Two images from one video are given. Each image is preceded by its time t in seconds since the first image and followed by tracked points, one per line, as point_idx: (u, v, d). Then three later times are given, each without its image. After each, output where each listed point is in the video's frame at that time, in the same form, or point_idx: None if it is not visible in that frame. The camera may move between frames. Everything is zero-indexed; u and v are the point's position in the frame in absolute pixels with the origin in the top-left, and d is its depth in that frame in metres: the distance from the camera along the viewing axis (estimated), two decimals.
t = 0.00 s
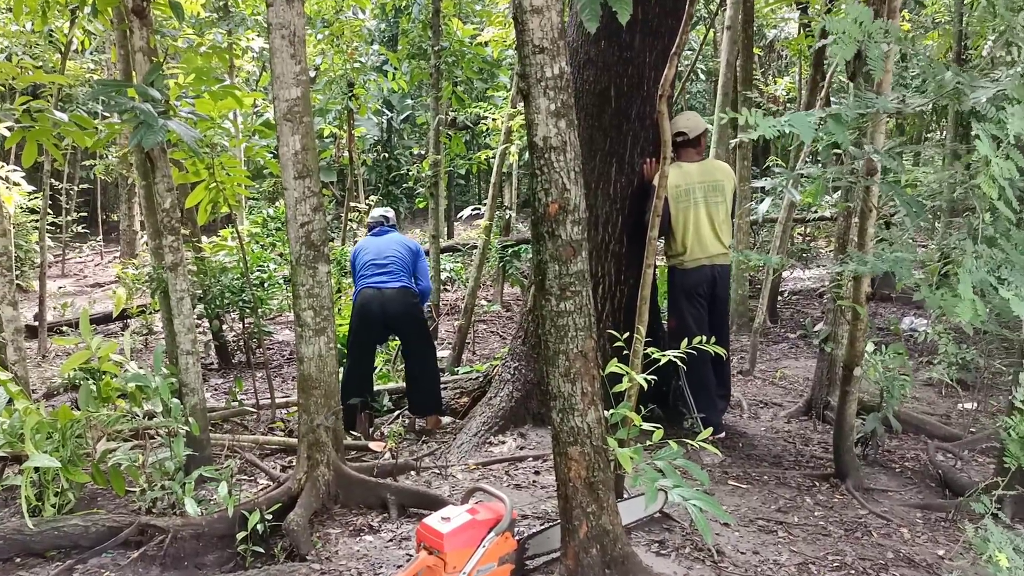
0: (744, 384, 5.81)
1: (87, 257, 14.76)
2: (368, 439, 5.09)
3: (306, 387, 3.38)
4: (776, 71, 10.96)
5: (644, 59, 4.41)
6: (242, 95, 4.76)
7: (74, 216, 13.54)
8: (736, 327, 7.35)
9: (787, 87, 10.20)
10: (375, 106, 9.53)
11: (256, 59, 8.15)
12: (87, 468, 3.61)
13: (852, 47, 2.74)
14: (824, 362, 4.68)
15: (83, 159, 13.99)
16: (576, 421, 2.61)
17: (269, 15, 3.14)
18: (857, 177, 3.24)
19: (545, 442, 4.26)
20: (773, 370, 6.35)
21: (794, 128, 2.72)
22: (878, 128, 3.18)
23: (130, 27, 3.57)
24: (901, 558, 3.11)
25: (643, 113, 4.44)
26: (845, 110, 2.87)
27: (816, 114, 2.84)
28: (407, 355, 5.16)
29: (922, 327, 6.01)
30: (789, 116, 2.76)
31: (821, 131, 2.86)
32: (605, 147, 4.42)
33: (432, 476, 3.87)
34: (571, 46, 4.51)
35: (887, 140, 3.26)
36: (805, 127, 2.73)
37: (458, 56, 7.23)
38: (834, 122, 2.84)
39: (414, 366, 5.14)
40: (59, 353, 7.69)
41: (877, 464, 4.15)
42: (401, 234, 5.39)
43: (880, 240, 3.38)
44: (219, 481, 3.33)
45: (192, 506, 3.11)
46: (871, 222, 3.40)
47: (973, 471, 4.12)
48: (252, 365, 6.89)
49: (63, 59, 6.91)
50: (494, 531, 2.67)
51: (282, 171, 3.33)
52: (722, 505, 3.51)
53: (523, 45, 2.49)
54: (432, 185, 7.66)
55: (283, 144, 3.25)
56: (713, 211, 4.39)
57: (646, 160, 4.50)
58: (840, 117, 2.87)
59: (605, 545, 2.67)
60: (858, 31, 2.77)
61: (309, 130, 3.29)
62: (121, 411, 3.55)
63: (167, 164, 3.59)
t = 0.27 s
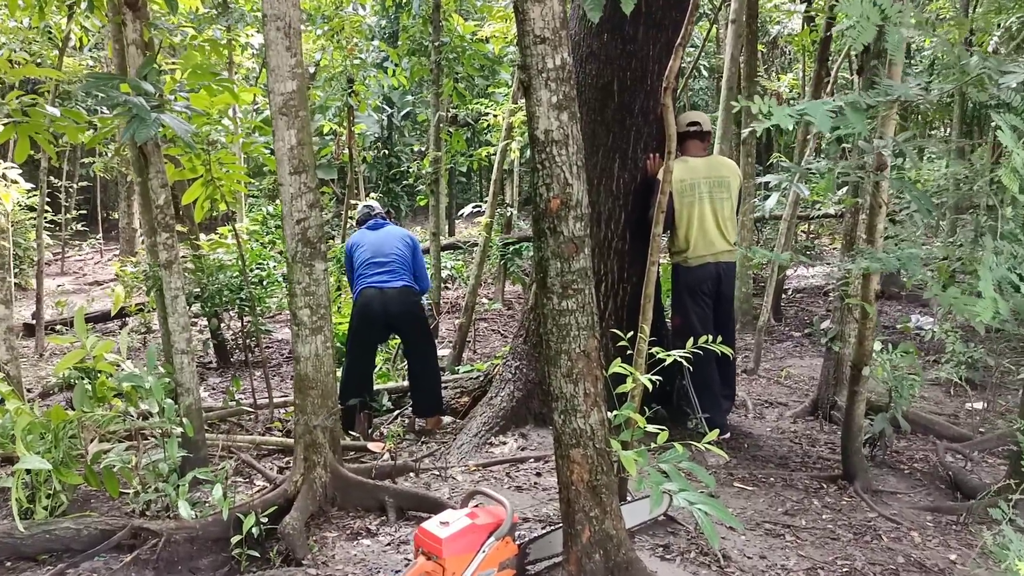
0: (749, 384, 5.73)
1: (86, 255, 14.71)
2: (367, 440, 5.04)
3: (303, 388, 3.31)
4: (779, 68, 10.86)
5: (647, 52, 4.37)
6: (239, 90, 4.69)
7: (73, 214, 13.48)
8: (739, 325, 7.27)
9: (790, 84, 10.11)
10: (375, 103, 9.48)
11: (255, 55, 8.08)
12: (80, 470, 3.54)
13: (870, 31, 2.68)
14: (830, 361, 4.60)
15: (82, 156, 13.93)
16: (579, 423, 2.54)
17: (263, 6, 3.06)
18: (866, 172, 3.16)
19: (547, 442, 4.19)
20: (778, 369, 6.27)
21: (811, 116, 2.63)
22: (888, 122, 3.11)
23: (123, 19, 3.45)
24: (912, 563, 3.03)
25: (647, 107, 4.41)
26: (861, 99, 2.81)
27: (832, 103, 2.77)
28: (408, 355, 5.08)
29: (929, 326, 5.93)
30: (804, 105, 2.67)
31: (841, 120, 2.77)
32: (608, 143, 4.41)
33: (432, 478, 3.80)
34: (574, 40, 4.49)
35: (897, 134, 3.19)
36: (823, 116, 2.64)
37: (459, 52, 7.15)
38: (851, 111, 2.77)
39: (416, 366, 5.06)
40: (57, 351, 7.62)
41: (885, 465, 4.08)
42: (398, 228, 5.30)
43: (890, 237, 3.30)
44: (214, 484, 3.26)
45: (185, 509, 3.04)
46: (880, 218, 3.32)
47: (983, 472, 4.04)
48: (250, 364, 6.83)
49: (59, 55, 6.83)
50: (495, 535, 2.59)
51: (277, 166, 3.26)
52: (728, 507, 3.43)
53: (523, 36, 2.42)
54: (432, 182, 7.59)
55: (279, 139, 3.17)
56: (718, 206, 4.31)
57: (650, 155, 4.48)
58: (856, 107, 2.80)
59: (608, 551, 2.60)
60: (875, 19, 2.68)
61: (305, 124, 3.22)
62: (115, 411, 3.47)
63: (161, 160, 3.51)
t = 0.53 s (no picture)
0: (754, 384, 5.65)
1: (88, 254, 14.68)
2: (366, 442, 4.93)
3: (298, 391, 3.24)
4: (784, 64, 10.76)
5: (651, 48, 4.34)
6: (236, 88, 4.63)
7: (74, 212, 13.44)
8: (744, 325, 7.19)
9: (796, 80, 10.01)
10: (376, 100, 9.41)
11: (255, 52, 8.02)
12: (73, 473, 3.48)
13: (889, 21, 2.49)
14: (837, 362, 4.52)
15: (83, 154, 13.89)
16: (580, 428, 2.47)
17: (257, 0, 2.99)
18: (876, 169, 3.07)
19: (548, 445, 4.13)
20: (783, 369, 6.19)
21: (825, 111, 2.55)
22: (898, 121, 3.05)
23: (116, 14, 3.36)
24: (922, 572, 2.96)
25: (650, 104, 4.38)
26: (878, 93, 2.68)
27: (848, 98, 2.65)
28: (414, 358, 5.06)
29: (937, 326, 5.84)
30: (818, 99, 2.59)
31: (857, 114, 2.67)
32: (611, 141, 4.37)
33: (431, 481, 3.74)
34: (575, 35, 4.44)
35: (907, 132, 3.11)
36: (837, 111, 2.56)
37: (461, 49, 7.09)
38: (868, 106, 2.66)
39: (421, 369, 5.03)
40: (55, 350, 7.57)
41: (893, 469, 3.99)
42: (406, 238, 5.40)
43: (900, 236, 3.22)
44: (208, 488, 3.18)
45: (178, 514, 2.96)
46: (890, 217, 3.24)
47: (994, 476, 3.96)
48: (250, 364, 6.77)
49: (58, 52, 6.78)
50: (493, 543, 2.51)
51: (273, 164, 3.19)
52: (733, 513, 3.36)
53: (523, 29, 2.34)
54: (434, 180, 7.52)
55: (273, 136, 3.10)
56: (722, 205, 4.26)
57: (652, 153, 4.45)
58: (873, 102, 2.69)
59: (610, 559, 2.53)
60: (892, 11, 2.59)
61: (301, 121, 3.15)
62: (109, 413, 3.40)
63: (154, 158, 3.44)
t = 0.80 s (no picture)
0: (755, 385, 5.59)
1: (90, 253, 14.68)
2: (361, 443, 4.92)
3: (290, 393, 3.19)
4: (789, 62, 10.68)
5: (649, 44, 4.32)
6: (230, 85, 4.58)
7: (76, 211, 13.43)
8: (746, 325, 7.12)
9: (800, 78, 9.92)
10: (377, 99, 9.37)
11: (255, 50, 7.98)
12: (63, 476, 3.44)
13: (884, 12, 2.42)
14: (839, 363, 4.45)
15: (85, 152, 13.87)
16: (572, 433, 2.41)
17: None
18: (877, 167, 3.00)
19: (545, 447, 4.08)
20: (786, 370, 6.12)
21: (819, 105, 2.50)
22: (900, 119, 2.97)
23: (103, 9, 3.28)
24: None
25: (648, 101, 4.36)
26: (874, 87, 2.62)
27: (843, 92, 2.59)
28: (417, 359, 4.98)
29: (942, 326, 5.76)
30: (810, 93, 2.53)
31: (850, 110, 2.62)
32: (609, 139, 4.36)
33: (425, 484, 3.69)
34: (573, 32, 4.43)
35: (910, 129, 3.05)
36: (831, 106, 2.50)
37: (462, 47, 7.04)
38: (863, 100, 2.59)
39: (424, 370, 4.96)
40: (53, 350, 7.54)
41: (895, 472, 3.93)
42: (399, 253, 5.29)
43: (902, 235, 3.15)
44: (198, 491, 3.12)
45: (167, 519, 2.88)
46: (892, 217, 3.18)
47: (999, 480, 3.88)
48: (248, 364, 6.73)
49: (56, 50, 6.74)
50: (485, 549, 2.45)
51: (263, 163, 3.14)
52: (731, 517, 3.30)
53: (514, 24, 2.29)
54: (434, 179, 7.47)
55: (263, 134, 3.06)
56: (729, 204, 4.19)
57: (652, 151, 4.42)
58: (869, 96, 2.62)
59: (603, 566, 2.47)
60: (892, 3, 2.52)
61: (291, 119, 3.10)
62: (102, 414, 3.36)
63: (144, 156, 3.39)
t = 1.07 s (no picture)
0: (760, 388, 5.53)
1: (95, 253, 14.72)
2: (361, 446, 4.88)
3: (286, 396, 3.16)
4: (795, 61, 10.60)
5: (651, 44, 4.29)
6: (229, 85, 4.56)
7: (82, 211, 13.46)
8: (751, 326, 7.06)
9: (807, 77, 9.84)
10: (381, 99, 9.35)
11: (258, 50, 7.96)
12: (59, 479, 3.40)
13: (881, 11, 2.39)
14: (844, 367, 4.39)
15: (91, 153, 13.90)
16: (569, 439, 2.37)
17: None
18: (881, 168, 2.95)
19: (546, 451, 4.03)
20: (791, 372, 6.06)
21: (812, 105, 2.46)
22: (905, 119, 2.90)
23: (99, 8, 3.23)
24: None
25: (650, 101, 4.33)
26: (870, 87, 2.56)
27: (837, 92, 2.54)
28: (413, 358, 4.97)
29: (949, 328, 5.69)
30: (804, 94, 2.49)
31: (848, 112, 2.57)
32: (610, 139, 4.33)
33: (423, 489, 3.65)
34: (574, 32, 4.42)
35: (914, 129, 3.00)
36: (826, 106, 2.45)
37: (465, 46, 7.01)
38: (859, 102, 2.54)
39: (420, 369, 4.94)
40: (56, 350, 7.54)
41: (900, 477, 3.87)
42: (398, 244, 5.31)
43: (907, 238, 3.10)
44: (193, 496, 3.09)
45: (161, 524, 2.88)
46: (896, 219, 3.12)
47: (1006, 486, 3.83)
48: (249, 365, 6.71)
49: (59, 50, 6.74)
50: (479, 557, 2.40)
51: (259, 163, 3.11)
52: (733, 524, 3.25)
53: (509, 23, 2.25)
54: (437, 179, 7.44)
55: (259, 135, 3.03)
56: (742, 206, 4.14)
57: (653, 151, 4.39)
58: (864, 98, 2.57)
59: None
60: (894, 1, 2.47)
61: (287, 120, 3.07)
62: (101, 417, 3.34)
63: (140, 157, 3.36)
